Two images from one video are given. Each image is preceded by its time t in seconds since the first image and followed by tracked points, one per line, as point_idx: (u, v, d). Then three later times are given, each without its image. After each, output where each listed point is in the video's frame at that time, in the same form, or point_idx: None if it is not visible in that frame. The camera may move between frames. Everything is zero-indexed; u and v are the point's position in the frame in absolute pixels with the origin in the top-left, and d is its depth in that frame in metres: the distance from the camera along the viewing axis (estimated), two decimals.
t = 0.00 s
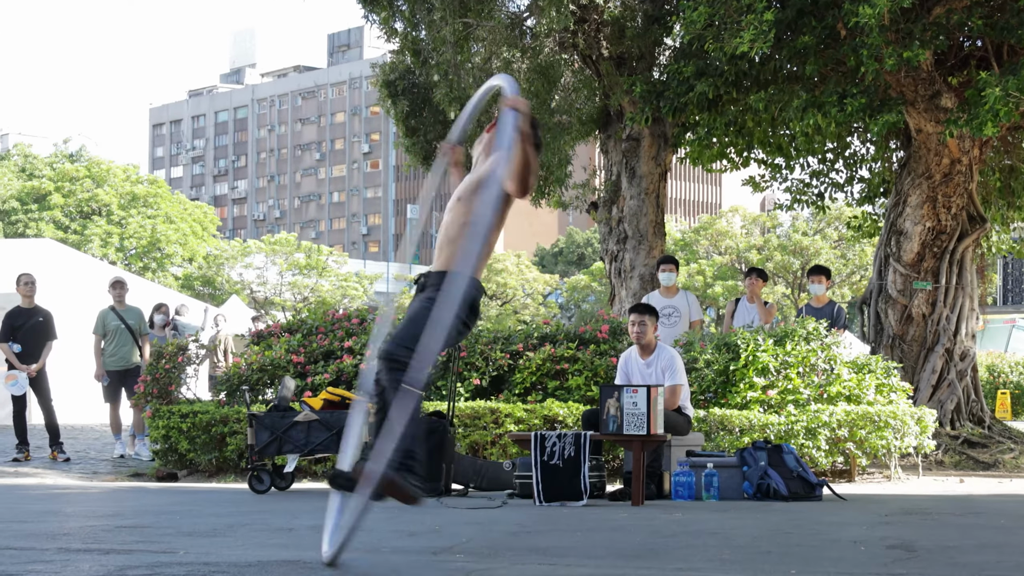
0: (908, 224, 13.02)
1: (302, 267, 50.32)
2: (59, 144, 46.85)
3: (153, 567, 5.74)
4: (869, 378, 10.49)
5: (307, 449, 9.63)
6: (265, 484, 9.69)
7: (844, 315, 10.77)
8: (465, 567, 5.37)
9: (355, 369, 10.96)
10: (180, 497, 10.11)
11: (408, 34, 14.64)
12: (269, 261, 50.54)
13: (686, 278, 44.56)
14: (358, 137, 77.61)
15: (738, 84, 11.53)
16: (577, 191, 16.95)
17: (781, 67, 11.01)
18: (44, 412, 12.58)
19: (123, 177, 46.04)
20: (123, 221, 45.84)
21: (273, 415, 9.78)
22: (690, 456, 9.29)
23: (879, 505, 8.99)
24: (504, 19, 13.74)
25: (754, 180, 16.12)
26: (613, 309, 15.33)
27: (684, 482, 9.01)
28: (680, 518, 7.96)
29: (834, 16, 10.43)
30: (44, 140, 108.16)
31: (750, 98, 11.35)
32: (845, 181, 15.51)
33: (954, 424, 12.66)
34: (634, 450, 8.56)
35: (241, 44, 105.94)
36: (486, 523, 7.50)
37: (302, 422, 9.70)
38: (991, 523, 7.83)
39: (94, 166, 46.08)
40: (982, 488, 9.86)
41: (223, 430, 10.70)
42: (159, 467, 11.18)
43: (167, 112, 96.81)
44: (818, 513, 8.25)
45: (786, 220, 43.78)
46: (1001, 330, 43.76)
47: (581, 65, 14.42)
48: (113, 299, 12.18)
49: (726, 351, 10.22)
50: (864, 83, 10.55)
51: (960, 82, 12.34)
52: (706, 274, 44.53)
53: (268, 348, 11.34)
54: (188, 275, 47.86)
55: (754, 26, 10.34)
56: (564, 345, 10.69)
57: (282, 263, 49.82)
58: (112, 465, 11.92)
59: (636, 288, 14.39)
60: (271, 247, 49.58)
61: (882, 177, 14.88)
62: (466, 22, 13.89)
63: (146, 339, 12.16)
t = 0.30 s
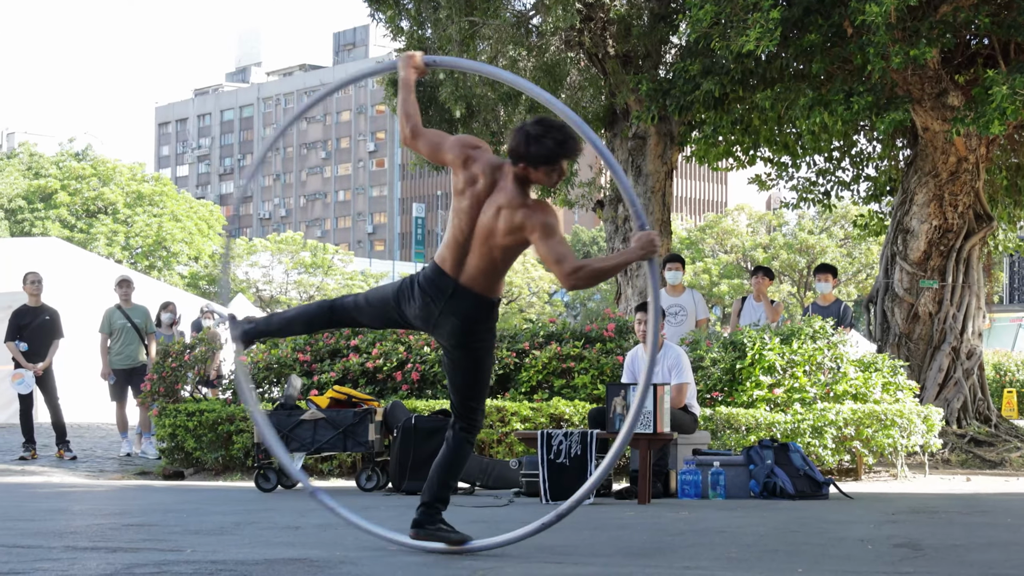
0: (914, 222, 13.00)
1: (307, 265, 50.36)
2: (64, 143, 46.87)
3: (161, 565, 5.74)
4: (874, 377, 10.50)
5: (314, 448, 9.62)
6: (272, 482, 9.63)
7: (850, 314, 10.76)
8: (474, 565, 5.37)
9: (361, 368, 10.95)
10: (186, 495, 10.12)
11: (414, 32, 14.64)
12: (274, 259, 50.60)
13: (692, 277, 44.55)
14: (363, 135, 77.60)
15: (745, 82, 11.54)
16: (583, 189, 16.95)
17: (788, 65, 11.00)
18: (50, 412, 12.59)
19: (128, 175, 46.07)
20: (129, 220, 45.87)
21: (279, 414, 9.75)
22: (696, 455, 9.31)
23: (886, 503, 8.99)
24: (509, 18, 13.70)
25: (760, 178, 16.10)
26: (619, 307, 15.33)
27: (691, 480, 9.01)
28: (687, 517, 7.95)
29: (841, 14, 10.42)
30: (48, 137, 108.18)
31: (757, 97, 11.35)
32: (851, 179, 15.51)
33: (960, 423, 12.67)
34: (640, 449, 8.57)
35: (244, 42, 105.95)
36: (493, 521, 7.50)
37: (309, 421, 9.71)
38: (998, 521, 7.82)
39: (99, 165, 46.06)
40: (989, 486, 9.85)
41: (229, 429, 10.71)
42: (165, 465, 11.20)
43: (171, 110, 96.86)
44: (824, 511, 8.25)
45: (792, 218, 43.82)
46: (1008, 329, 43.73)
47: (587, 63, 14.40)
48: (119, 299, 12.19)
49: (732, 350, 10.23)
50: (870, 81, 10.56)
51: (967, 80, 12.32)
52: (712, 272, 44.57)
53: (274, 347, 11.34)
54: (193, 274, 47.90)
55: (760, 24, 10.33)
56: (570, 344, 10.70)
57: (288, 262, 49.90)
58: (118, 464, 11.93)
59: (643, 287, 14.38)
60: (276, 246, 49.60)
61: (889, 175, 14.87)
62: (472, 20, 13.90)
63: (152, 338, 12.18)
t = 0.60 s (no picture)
0: (917, 220, 13.00)
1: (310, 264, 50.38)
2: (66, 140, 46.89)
3: (163, 563, 5.75)
4: (878, 374, 10.46)
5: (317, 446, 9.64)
6: (276, 480, 9.62)
7: (853, 312, 10.76)
8: (475, 563, 5.37)
9: (364, 365, 10.95)
10: (189, 494, 10.13)
11: (417, 31, 14.67)
12: (277, 258, 50.63)
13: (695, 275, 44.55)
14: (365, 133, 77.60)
15: (748, 80, 11.57)
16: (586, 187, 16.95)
17: (791, 64, 11.01)
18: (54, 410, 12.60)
19: (131, 173, 46.10)
20: (131, 217, 45.90)
21: (282, 412, 9.80)
22: (699, 453, 9.34)
23: (889, 501, 8.99)
24: (512, 16, 13.76)
25: (763, 176, 16.10)
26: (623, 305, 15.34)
27: (694, 479, 9.01)
28: (689, 515, 7.96)
29: (844, 12, 10.42)
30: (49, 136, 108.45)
31: (761, 94, 11.35)
32: (855, 177, 15.51)
33: (963, 421, 12.68)
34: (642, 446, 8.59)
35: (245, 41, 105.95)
36: (495, 519, 7.50)
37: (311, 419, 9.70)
38: (1001, 519, 7.83)
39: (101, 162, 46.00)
40: (992, 484, 9.86)
41: (232, 427, 10.72)
42: (168, 464, 11.21)
43: (173, 109, 96.93)
44: (826, 509, 8.26)
45: (796, 216, 43.84)
46: (1011, 327, 43.76)
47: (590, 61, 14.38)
48: (122, 297, 12.20)
49: (736, 348, 10.36)
50: (873, 79, 10.56)
51: (970, 78, 12.33)
52: (715, 270, 44.61)
53: (278, 345, 11.34)
54: (196, 272, 47.92)
55: (763, 22, 10.33)
56: (573, 342, 10.71)
57: (293, 260, 50.21)
58: (122, 462, 11.94)
59: (646, 285, 14.37)
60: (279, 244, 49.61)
61: (892, 173, 14.87)
62: (475, 18, 13.91)
63: (155, 336, 12.17)
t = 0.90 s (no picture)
0: (916, 219, 13.02)
1: (309, 263, 50.39)
2: (64, 139, 46.86)
3: (161, 562, 5.74)
4: (876, 373, 10.47)
5: (315, 444, 9.64)
6: (274, 479, 9.61)
7: (852, 311, 10.78)
8: (472, 562, 5.37)
9: (362, 364, 10.94)
10: (187, 493, 10.12)
11: (416, 29, 14.67)
12: (275, 257, 50.67)
13: (693, 275, 44.57)
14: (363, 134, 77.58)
15: (747, 79, 11.55)
16: (584, 186, 16.95)
17: (790, 62, 11.01)
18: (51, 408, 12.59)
19: (129, 172, 46.08)
20: (129, 216, 45.86)
21: (281, 410, 9.81)
22: (697, 452, 9.31)
23: (887, 500, 9.00)
24: (511, 15, 13.84)
25: (762, 175, 16.11)
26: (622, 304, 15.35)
27: (692, 477, 8.98)
28: (687, 513, 7.96)
29: (843, 11, 10.42)
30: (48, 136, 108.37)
31: (759, 93, 11.37)
32: (853, 177, 15.52)
33: (961, 419, 12.67)
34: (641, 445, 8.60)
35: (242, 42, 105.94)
36: (493, 518, 7.50)
37: (310, 417, 9.73)
38: (998, 518, 7.84)
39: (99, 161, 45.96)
40: (990, 482, 9.87)
41: (231, 426, 10.72)
42: (166, 462, 11.20)
43: (170, 109, 96.90)
44: (824, 508, 8.27)
45: (794, 216, 43.91)
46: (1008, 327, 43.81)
47: (589, 60, 14.40)
48: (120, 295, 12.20)
49: (734, 347, 10.31)
50: (872, 78, 10.57)
51: (968, 78, 12.35)
52: (715, 269, 44.66)
53: (276, 344, 11.34)
54: (194, 271, 47.91)
55: (762, 21, 10.34)
56: (572, 341, 10.72)
57: (291, 258, 50.45)
58: (120, 461, 11.93)
59: (644, 284, 14.39)
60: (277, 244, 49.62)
61: (891, 173, 14.89)
62: (474, 17, 13.90)
63: (153, 334, 12.17)
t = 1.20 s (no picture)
0: (912, 221, 13.03)
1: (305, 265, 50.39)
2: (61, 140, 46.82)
3: (157, 564, 5.73)
4: (872, 375, 10.48)
5: (310, 447, 9.66)
6: (270, 481, 9.60)
7: (848, 313, 10.78)
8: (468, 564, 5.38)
9: (358, 366, 10.91)
10: (184, 494, 10.11)
11: (412, 31, 14.66)
12: (271, 258, 50.65)
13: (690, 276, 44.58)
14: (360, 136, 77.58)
15: (744, 81, 11.53)
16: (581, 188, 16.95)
17: (786, 64, 11.01)
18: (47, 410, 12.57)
19: (126, 173, 46.03)
20: (126, 217, 45.81)
21: (277, 412, 9.80)
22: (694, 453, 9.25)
23: (883, 502, 8.99)
24: (508, 16, 13.71)
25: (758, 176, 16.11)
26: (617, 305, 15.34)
27: (688, 480, 9.02)
28: (683, 516, 7.96)
29: (839, 14, 10.42)
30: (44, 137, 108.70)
31: (755, 95, 11.35)
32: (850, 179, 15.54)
33: (957, 421, 12.67)
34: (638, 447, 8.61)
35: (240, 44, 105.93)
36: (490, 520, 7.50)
37: (306, 420, 9.74)
38: (994, 520, 7.84)
39: (95, 162, 45.93)
40: (985, 484, 9.87)
41: (227, 428, 10.72)
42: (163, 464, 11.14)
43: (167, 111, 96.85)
44: (820, 510, 8.26)
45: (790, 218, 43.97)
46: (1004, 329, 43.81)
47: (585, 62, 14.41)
48: (116, 297, 12.18)
49: (730, 349, 10.30)
50: (868, 80, 10.57)
51: (964, 80, 12.36)
52: (711, 270, 44.67)
53: (272, 346, 11.33)
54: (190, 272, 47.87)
55: (758, 23, 10.33)
56: (568, 342, 10.72)
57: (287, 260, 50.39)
58: (116, 462, 11.91)
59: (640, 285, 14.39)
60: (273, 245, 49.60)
61: (887, 174, 14.89)
62: (470, 19, 13.87)
63: (149, 335, 12.16)
